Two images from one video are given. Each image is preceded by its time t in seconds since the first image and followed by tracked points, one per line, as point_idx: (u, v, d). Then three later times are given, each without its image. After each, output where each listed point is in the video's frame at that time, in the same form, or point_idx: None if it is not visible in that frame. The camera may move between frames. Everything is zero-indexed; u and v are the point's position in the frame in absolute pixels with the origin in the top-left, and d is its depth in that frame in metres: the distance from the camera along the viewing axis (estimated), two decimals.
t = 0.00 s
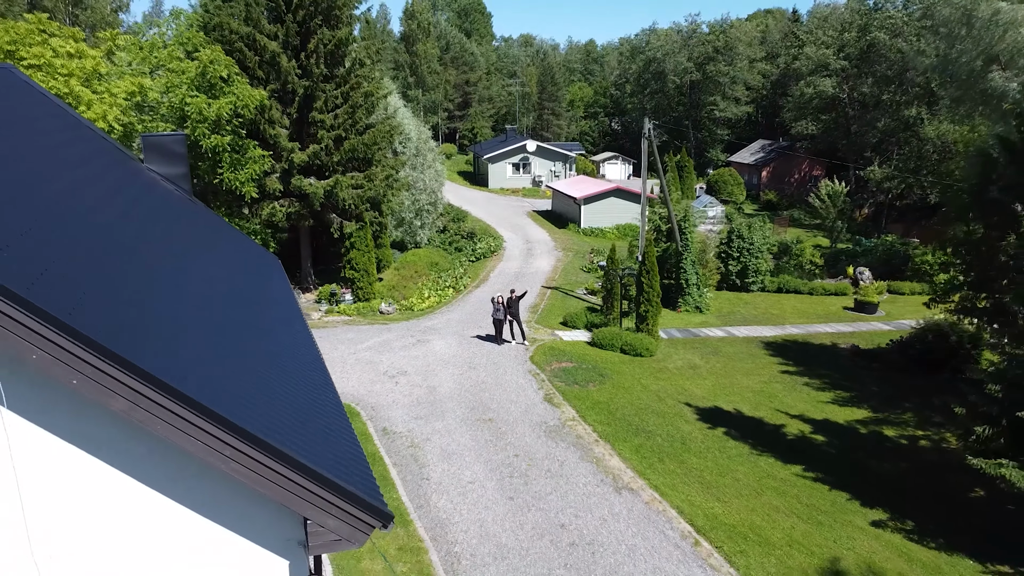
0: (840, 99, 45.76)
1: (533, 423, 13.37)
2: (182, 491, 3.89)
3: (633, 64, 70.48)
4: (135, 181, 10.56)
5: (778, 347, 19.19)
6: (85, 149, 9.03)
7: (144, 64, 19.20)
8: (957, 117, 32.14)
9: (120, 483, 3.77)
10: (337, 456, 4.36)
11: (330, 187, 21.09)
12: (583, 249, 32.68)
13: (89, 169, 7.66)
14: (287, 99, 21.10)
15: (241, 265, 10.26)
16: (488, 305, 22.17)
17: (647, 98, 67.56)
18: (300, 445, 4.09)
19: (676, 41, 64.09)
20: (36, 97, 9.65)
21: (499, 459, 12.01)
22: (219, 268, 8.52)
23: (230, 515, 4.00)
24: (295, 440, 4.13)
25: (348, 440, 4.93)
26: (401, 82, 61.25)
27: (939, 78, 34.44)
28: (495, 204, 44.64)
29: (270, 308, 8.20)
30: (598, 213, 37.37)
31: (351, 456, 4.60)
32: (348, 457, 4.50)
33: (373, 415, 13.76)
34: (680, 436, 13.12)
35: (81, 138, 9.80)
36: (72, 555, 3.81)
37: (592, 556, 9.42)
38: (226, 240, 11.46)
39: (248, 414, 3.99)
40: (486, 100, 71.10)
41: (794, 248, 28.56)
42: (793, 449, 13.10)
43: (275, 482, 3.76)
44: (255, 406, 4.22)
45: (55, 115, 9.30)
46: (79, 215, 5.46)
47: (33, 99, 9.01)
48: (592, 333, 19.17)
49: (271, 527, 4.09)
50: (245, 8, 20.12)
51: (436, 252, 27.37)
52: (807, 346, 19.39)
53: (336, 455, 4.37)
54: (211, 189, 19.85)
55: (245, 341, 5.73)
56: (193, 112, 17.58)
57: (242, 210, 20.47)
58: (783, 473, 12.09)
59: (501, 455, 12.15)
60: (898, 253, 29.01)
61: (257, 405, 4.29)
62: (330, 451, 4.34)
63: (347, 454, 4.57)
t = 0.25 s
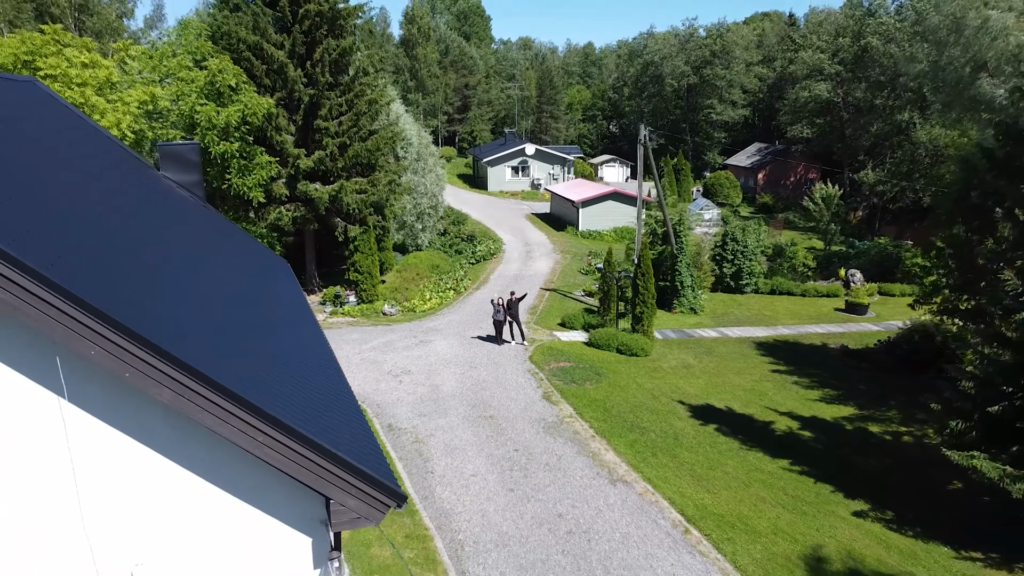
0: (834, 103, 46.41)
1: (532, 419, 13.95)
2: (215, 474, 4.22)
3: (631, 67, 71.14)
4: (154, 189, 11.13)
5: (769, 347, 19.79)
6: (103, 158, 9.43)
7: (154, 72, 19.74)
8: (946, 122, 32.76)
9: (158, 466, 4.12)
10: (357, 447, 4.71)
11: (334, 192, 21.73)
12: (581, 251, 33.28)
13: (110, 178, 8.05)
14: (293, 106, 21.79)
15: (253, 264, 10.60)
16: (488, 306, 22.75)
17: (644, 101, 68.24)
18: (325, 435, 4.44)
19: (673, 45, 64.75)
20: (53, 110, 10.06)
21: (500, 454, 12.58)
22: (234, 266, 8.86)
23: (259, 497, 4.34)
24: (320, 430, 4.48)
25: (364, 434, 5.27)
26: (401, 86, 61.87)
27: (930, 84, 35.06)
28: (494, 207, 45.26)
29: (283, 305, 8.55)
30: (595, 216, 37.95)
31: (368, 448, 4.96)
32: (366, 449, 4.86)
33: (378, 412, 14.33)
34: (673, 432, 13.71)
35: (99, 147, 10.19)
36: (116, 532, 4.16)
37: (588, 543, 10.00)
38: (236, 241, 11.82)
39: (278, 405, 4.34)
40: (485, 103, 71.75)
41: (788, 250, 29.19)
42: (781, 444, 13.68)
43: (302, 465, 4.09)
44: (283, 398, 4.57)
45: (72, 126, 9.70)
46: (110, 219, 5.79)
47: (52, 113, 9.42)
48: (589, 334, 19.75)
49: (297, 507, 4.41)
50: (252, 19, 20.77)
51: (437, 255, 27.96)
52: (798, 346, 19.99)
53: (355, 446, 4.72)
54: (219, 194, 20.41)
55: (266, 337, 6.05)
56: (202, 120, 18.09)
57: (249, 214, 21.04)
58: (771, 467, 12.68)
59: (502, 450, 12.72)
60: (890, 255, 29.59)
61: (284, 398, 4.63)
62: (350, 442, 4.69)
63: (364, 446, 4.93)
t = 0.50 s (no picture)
0: (830, 107, 47.03)
1: (531, 417, 14.46)
2: (241, 461, 4.68)
3: (629, 71, 71.75)
4: (170, 196, 11.63)
5: (762, 348, 20.33)
6: (119, 167, 9.86)
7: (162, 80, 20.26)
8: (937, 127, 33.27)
9: (188, 453, 4.58)
10: (366, 438, 5.17)
11: (339, 197, 22.25)
12: (579, 254, 33.80)
13: (127, 188, 8.48)
14: (298, 113, 22.27)
15: (261, 264, 11.04)
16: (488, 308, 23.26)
17: (642, 105, 68.83)
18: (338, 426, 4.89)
19: (671, 49, 65.36)
20: (67, 121, 10.46)
21: (500, 450, 13.09)
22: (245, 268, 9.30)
23: (280, 482, 4.79)
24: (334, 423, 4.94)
25: (371, 427, 5.75)
26: (400, 90, 62.44)
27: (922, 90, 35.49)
28: (494, 210, 45.81)
29: (291, 304, 9.01)
30: (593, 219, 38.47)
31: (376, 439, 5.43)
32: (374, 440, 5.32)
33: (382, 410, 14.83)
34: (667, 429, 14.24)
35: (112, 155, 10.60)
36: (149, 515, 4.60)
37: (584, 533, 10.52)
38: (244, 241, 12.25)
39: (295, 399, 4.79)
40: (484, 106, 72.31)
41: (782, 253, 29.77)
42: (771, 441, 14.21)
43: (320, 453, 4.55)
44: (299, 394, 5.03)
45: (87, 137, 10.11)
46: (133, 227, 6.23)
47: (68, 125, 9.83)
48: (586, 335, 20.27)
49: (313, 493, 4.87)
50: (259, 28, 21.33)
51: (437, 257, 28.49)
52: (790, 346, 20.53)
53: (365, 436, 5.20)
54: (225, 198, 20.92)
55: (280, 338, 6.50)
56: (210, 127, 18.58)
57: (255, 218, 21.54)
58: (760, 462, 13.21)
59: (502, 446, 13.23)
60: (883, 258, 30.09)
61: (300, 394, 5.10)
62: (360, 434, 5.16)
63: (372, 437, 5.40)
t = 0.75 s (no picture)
0: (825, 112, 47.72)
1: (529, 415, 15.06)
2: (264, 453, 5.08)
3: (627, 75, 72.43)
4: (185, 203, 12.21)
5: (754, 349, 20.93)
6: (133, 176, 10.25)
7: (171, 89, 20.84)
8: (927, 133, 33.84)
9: (215, 445, 4.96)
10: (378, 432, 5.60)
11: (342, 202, 22.90)
12: (577, 257, 34.43)
13: (141, 197, 8.87)
14: (303, 120, 22.90)
15: (267, 265, 11.44)
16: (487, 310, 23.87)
17: (640, 108, 69.50)
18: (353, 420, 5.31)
19: (669, 53, 66.05)
20: (79, 130, 10.85)
21: (500, 446, 13.66)
22: (253, 271, 9.68)
23: (299, 473, 5.19)
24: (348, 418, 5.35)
25: (380, 423, 6.18)
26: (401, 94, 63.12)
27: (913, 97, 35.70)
28: (493, 213, 46.43)
29: (298, 307, 9.41)
30: (591, 223, 39.09)
31: (386, 433, 5.87)
32: (385, 434, 5.75)
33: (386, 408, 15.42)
34: (660, 426, 14.83)
35: (124, 162, 11.00)
36: (177, 503, 4.96)
37: (579, 524, 11.09)
38: (250, 243, 12.66)
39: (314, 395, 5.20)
40: (484, 110, 72.98)
41: (776, 256, 30.41)
42: (760, 438, 14.81)
43: (338, 444, 4.97)
44: (315, 391, 5.44)
45: (100, 149, 10.51)
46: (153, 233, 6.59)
47: (82, 137, 10.23)
48: (583, 336, 20.88)
49: (331, 482, 5.29)
50: (265, 38, 22.00)
51: (438, 260, 29.07)
52: (781, 347, 21.15)
53: (376, 431, 5.62)
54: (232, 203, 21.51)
55: (293, 340, 6.90)
56: (218, 134, 19.13)
57: (260, 222, 22.13)
58: (749, 458, 13.81)
59: (502, 443, 13.82)
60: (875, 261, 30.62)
61: (316, 391, 5.51)
62: (373, 428, 5.59)
63: (382, 431, 5.84)
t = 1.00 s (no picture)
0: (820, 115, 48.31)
1: (528, 413, 15.58)
2: (277, 442, 5.57)
3: (626, 77, 73.03)
4: (198, 208, 12.76)
5: (747, 349, 21.45)
6: (145, 182, 10.75)
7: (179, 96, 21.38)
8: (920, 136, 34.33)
9: (236, 439, 5.46)
10: (385, 427, 6.12)
11: (346, 206, 23.52)
12: (576, 259, 34.96)
13: (157, 205, 9.36)
14: (307, 126, 23.45)
15: (275, 266, 11.94)
16: (487, 311, 24.41)
17: (639, 111, 70.03)
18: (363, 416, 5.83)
19: (667, 56, 66.64)
20: (94, 138, 11.32)
21: (499, 443, 14.18)
22: (263, 274, 10.19)
23: (310, 461, 5.68)
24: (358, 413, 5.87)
25: (387, 418, 6.70)
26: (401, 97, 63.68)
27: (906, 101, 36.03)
28: (493, 215, 46.96)
29: (307, 308, 9.92)
30: (589, 225, 39.62)
31: (392, 427, 6.38)
32: (391, 428, 6.28)
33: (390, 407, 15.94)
34: (654, 424, 15.36)
35: (137, 169, 11.49)
36: (202, 492, 5.47)
37: (575, 517, 11.62)
38: (257, 246, 13.15)
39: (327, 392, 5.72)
40: (483, 113, 73.53)
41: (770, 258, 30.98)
42: (750, 435, 15.34)
43: (346, 433, 5.47)
44: (328, 389, 5.95)
45: (112, 155, 10.97)
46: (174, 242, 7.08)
47: (95, 145, 10.69)
48: (581, 337, 21.40)
49: (341, 470, 5.79)
50: (271, 47, 22.60)
51: (438, 262, 29.60)
52: (774, 348, 21.69)
53: (384, 426, 6.14)
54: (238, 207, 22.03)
55: (302, 340, 7.39)
56: (225, 140, 19.63)
57: (265, 225, 22.62)
58: (740, 454, 14.34)
59: (501, 440, 14.34)
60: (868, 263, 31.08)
61: (328, 389, 6.02)
62: (380, 423, 6.10)
63: (388, 426, 6.36)
